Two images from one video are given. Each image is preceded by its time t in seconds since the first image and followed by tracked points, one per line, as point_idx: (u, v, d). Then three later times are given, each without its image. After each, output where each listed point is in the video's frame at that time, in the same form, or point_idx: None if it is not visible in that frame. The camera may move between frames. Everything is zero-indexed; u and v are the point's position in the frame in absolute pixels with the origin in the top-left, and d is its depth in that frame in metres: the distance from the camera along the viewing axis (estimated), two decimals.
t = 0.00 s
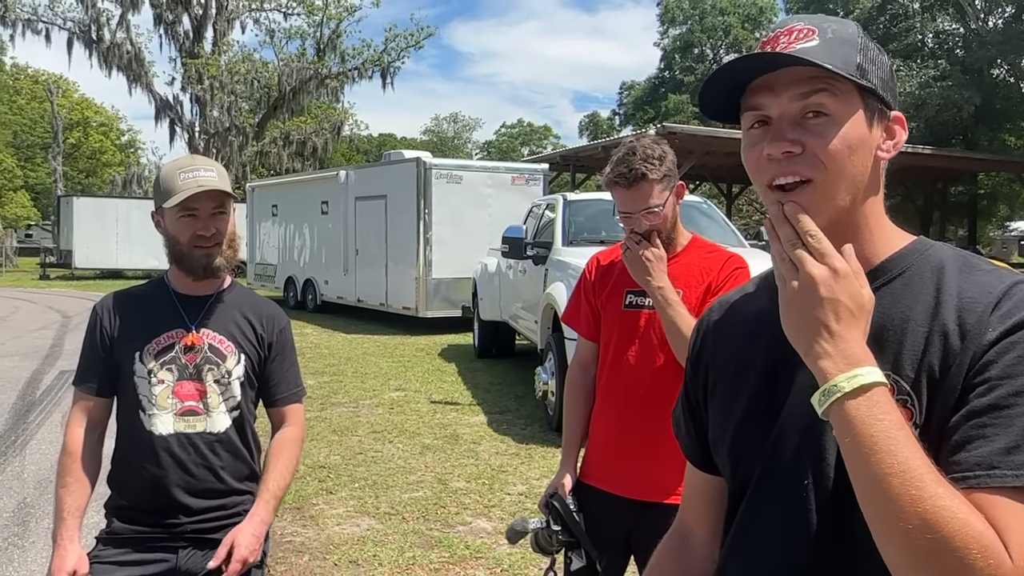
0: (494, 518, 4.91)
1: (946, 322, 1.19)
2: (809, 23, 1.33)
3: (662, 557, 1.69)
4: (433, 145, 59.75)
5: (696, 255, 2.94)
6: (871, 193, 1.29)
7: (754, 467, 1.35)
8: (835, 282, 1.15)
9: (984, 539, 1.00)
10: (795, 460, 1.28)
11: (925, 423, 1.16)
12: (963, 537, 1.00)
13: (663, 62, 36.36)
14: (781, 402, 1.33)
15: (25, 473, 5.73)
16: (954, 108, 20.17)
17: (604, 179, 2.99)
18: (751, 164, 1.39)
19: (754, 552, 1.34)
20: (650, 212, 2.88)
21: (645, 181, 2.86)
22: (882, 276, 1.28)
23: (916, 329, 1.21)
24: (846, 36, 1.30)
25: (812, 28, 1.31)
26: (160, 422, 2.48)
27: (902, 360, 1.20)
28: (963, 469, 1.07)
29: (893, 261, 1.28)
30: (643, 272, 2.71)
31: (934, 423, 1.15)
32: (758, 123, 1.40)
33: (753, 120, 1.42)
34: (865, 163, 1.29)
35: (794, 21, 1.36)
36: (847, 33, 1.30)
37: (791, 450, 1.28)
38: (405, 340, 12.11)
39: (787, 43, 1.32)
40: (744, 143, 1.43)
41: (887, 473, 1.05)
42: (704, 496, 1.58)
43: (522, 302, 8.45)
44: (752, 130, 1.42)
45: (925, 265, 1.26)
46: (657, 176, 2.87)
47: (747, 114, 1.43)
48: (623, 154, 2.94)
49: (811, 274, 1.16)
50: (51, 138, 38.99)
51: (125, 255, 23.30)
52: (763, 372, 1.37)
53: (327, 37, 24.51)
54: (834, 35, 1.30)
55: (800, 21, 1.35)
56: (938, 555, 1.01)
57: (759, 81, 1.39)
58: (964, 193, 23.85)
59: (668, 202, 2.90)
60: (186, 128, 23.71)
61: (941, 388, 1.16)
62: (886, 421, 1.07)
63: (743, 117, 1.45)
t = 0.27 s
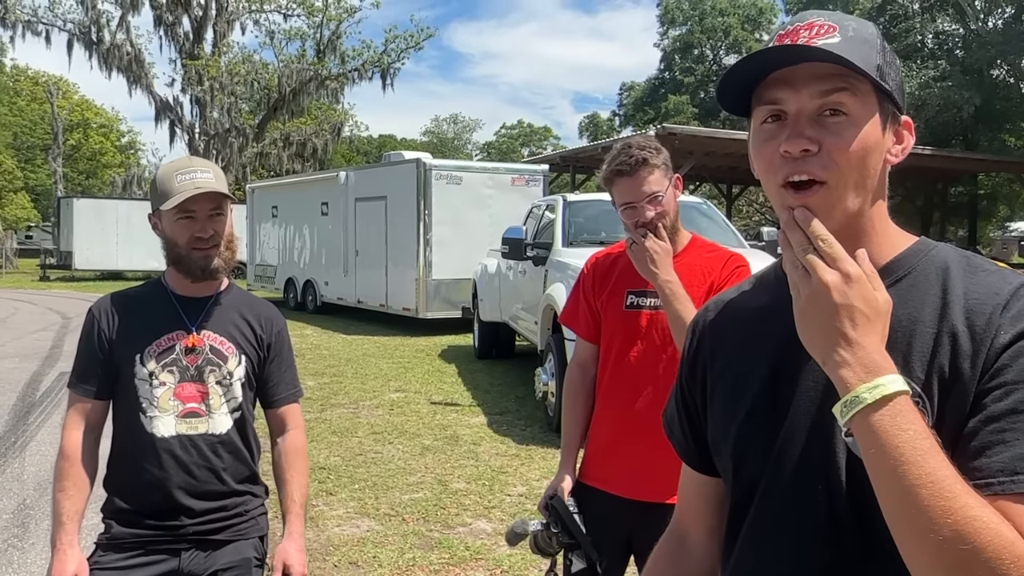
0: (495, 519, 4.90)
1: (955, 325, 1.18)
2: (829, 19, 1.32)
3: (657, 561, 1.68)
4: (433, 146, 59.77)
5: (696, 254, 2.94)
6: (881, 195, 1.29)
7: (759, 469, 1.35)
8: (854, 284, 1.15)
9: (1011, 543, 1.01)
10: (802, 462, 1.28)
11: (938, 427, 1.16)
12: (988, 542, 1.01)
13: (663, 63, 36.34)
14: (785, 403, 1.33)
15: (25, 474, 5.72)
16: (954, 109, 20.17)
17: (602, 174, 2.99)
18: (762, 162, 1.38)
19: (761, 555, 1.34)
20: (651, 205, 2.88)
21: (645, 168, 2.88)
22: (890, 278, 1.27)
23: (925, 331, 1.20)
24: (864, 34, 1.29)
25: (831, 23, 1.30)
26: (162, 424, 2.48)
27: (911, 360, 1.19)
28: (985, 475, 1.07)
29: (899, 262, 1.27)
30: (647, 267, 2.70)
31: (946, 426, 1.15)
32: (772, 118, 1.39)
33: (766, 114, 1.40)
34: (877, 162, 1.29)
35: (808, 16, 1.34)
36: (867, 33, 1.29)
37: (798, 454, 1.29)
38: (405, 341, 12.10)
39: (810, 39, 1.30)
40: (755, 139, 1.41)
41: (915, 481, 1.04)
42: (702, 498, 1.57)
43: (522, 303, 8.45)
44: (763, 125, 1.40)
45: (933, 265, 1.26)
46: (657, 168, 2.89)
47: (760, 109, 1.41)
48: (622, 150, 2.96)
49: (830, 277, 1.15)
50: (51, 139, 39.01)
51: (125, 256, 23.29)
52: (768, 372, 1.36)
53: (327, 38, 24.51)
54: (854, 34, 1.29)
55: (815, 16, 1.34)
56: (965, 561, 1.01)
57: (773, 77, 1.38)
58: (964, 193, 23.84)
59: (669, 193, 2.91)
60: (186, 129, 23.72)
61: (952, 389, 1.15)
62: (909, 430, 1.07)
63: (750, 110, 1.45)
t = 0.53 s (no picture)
0: (494, 520, 4.89)
1: (960, 325, 1.18)
2: (819, 27, 1.32)
3: (657, 563, 1.67)
4: (433, 147, 59.77)
5: (693, 254, 2.93)
6: (882, 198, 1.28)
7: (762, 470, 1.35)
8: (857, 287, 1.14)
9: (1014, 543, 1.01)
10: (808, 459, 1.28)
11: (944, 426, 1.15)
12: (993, 542, 1.01)
13: (662, 64, 36.32)
14: (787, 406, 1.32)
15: (24, 476, 5.71)
16: (954, 109, 20.19)
17: (596, 177, 2.98)
18: (762, 174, 1.37)
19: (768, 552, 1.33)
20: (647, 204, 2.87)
21: (638, 169, 2.87)
22: (898, 279, 1.26)
23: (930, 332, 1.19)
24: (856, 41, 1.29)
25: (821, 33, 1.30)
26: (161, 425, 2.47)
27: (917, 361, 1.19)
28: (992, 475, 1.06)
29: (902, 263, 1.27)
30: (643, 269, 2.70)
31: (950, 426, 1.14)
32: (769, 134, 1.37)
33: (761, 128, 1.39)
34: (879, 165, 1.28)
35: (801, 23, 1.33)
36: (858, 37, 1.28)
37: (804, 456, 1.28)
38: (405, 342, 12.09)
39: (798, 50, 1.30)
40: (753, 151, 1.40)
41: (917, 483, 1.04)
42: (706, 499, 1.57)
43: (521, 304, 8.44)
44: (760, 139, 1.39)
45: (937, 266, 1.26)
46: (650, 167, 2.88)
47: (755, 123, 1.40)
48: (614, 151, 2.95)
49: (828, 280, 1.15)
50: (51, 140, 38.99)
51: (125, 257, 23.28)
52: (771, 373, 1.36)
53: (327, 39, 24.53)
54: (845, 40, 1.28)
55: (807, 24, 1.33)
56: (972, 561, 1.01)
57: (766, 94, 1.36)
58: (964, 194, 23.86)
59: (662, 193, 2.90)
60: (186, 130, 23.70)
61: (958, 390, 1.15)
62: (912, 435, 1.06)
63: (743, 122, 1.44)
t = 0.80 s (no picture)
0: (493, 520, 4.89)
1: (958, 326, 1.17)
2: (824, 29, 1.32)
3: (657, 561, 1.67)
4: (432, 148, 59.77)
5: (691, 255, 2.92)
6: (882, 199, 1.28)
7: (763, 470, 1.34)
8: (848, 290, 1.14)
9: (1000, 543, 1.00)
10: (810, 460, 1.27)
11: (940, 426, 1.15)
12: (979, 539, 1.00)
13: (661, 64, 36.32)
14: (786, 408, 1.32)
15: (22, 477, 5.70)
16: (952, 110, 20.23)
17: (593, 178, 2.97)
18: (764, 178, 1.37)
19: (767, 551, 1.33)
20: (644, 206, 2.86)
21: (635, 171, 2.85)
22: (898, 280, 1.26)
23: (929, 332, 1.19)
24: (860, 43, 1.29)
25: (827, 34, 1.30)
26: (162, 425, 2.46)
27: (916, 361, 1.18)
28: (980, 474, 1.06)
29: (903, 264, 1.27)
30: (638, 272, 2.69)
31: (946, 427, 1.14)
32: (772, 136, 1.37)
33: (763, 130, 1.39)
34: (878, 168, 1.27)
35: (806, 24, 1.33)
36: (863, 41, 1.28)
37: (803, 456, 1.28)
38: (404, 343, 12.08)
39: (802, 54, 1.30)
40: (756, 154, 1.40)
41: (903, 482, 1.04)
42: (706, 499, 1.56)
43: (520, 304, 8.44)
44: (762, 141, 1.39)
45: (937, 266, 1.25)
46: (647, 168, 2.87)
47: (757, 125, 1.40)
48: (611, 152, 2.94)
49: (822, 281, 1.15)
50: (50, 141, 38.97)
51: (124, 258, 23.26)
52: (770, 374, 1.36)
53: (326, 39, 24.55)
54: (851, 44, 1.28)
55: (814, 25, 1.33)
56: (961, 562, 1.00)
57: (769, 97, 1.36)
58: (962, 194, 23.88)
59: (659, 193, 2.89)
60: (184, 131, 23.69)
61: (955, 390, 1.14)
62: (901, 434, 1.06)
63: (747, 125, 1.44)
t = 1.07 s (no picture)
0: (491, 521, 4.89)
1: (954, 327, 1.17)
2: (826, 31, 1.31)
3: (656, 560, 1.67)
4: (431, 149, 59.74)
5: (688, 256, 2.92)
6: (877, 202, 1.28)
7: (761, 471, 1.34)
8: (843, 292, 1.13)
9: (989, 547, 1.00)
10: (808, 459, 1.27)
11: (935, 427, 1.15)
12: (968, 540, 1.00)
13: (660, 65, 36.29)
14: (783, 410, 1.32)
15: (20, 478, 5.70)
16: (951, 111, 20.23)
17: (589, 179, 2.97)
18: (762, 178, 1.37)
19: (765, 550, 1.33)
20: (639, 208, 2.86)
21: (630, 172, 2.85)
22: (894, 282, 1.26)
23: (926, 334, 1.19)
24: (860, 46, 1.28)
25: (829, 35, 1.30)
26: (162, 424, 2.46)
27: (911, 363, 1.18)
28: (973, 476, 1.06)
29: (900, 265, 1.27)
30: (632, 274, 2.68)
31: (941, 429, 1.14)
32: (769, 136, 1.37)
33: (761, 130, 1.39)
34: (874, 171, 1.27)
35: (807, 26, 1.33)
36: (865, 43, 1.28)
37: (801, 456, 1.28)
38: (402, 343, 12.07)
39: (802, 54, 1.30)
40: (754, 154, 1.40)
41: (894, 485, 1.03)
42: (705, 498, 1.56)
43: (518, 305, 8.45)
44: (760, 141, 1.39)
45: (933, 269, 1.25)
46: (643, 169, 2.87)
47: (756, 125, 1.40)
48: (607, 153, 2.93)
49: (818, 282, 1.15)
50: (48, 142, 38.94)
51: (122, 259, 23.22)
52: (769, 374, 1.36)
53: (324, 40, 24.54)
54: (852, 46, 1.28)
55: (814, 27, 1.33)
56: (948, 564, 1.00)
57: (770, 96, 1.35)
58: (961, 195, 23.89)
59: (656, 195, 2.89)
60: (183, 132, 23.66)
61: (949, 392, 1.14)
62: (893, 436, 1.06)
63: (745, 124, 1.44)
